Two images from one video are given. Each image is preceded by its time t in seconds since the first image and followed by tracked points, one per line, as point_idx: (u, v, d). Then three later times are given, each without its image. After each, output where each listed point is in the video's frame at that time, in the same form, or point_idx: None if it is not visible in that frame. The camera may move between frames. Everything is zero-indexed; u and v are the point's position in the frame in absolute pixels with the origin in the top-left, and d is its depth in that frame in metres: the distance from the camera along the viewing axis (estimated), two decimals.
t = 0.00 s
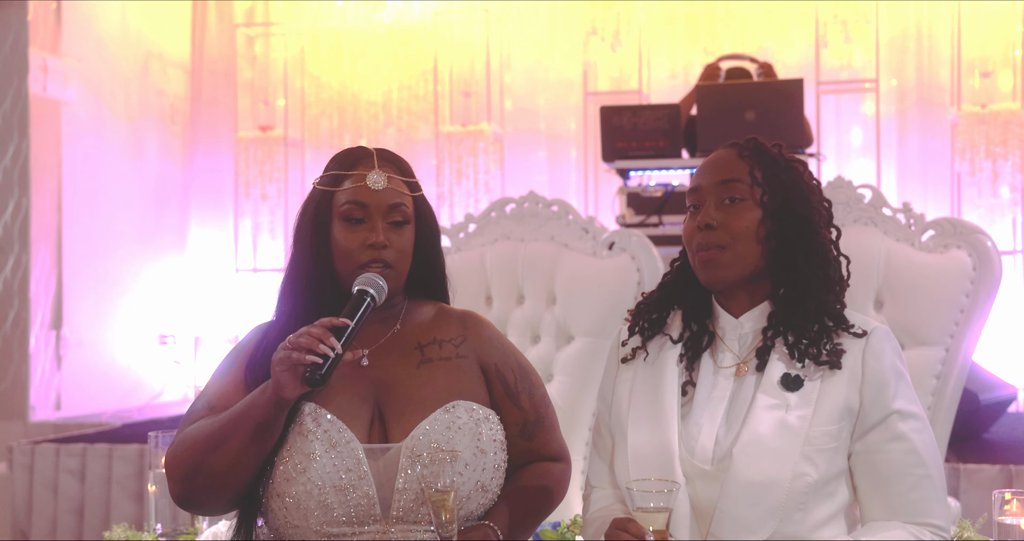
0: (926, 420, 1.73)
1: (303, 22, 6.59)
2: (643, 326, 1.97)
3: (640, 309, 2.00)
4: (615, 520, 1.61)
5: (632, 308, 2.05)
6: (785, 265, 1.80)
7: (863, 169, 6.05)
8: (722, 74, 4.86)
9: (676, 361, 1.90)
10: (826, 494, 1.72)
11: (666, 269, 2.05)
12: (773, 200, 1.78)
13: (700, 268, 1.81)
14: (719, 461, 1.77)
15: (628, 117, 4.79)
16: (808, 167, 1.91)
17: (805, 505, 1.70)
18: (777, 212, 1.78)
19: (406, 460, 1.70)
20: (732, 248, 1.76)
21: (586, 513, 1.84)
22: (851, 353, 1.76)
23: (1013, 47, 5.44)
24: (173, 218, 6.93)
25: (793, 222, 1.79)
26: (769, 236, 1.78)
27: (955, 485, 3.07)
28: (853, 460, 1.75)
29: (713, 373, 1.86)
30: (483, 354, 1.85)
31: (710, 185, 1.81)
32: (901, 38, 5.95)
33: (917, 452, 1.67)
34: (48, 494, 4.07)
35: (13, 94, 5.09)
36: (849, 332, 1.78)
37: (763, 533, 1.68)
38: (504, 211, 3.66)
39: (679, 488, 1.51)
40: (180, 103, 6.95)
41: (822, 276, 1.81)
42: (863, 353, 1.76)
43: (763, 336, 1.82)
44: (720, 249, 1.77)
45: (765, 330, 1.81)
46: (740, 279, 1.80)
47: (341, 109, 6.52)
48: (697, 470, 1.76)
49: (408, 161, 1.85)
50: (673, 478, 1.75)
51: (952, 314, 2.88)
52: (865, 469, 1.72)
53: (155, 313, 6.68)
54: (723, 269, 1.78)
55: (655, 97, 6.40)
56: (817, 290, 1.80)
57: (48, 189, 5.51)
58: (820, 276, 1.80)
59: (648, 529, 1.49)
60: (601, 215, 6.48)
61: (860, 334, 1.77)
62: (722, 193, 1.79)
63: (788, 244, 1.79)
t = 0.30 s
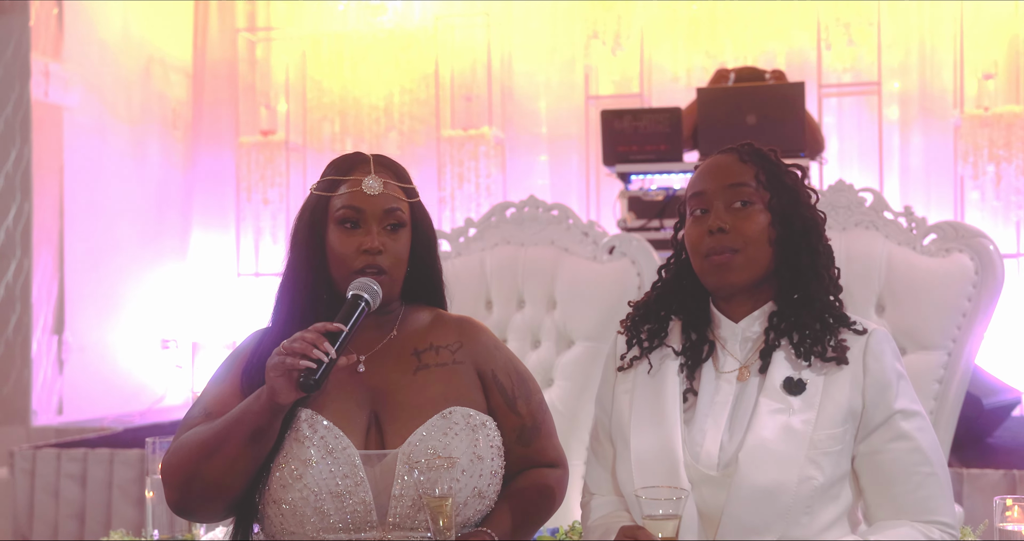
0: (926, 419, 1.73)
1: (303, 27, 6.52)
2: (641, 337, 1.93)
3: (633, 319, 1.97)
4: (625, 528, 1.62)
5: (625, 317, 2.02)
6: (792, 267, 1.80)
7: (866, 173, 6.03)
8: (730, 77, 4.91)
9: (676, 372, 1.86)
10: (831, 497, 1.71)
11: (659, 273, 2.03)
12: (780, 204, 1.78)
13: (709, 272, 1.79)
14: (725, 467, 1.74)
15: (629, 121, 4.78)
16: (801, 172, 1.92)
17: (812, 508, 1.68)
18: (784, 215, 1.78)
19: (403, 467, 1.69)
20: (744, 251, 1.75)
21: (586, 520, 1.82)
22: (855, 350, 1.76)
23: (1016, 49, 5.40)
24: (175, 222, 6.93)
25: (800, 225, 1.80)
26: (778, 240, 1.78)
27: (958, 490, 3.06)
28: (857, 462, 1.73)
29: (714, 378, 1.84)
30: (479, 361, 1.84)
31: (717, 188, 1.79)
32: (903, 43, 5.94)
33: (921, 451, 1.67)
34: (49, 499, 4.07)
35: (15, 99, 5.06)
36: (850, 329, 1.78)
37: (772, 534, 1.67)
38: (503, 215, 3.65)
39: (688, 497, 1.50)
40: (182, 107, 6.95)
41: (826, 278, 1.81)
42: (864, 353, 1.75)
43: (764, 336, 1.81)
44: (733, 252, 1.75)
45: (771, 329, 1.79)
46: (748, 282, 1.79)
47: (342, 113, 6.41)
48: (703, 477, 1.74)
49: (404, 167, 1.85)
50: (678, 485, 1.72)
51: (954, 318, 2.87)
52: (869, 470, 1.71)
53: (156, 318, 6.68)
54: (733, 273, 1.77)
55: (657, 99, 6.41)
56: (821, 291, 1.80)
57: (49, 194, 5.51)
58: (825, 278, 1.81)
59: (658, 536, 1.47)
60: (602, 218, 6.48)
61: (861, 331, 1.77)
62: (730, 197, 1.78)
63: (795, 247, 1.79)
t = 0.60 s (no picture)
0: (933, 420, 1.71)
1: (317, 29, 6.67)
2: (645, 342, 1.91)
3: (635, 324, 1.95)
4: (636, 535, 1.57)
5: (628, 321, 2.00)
6: (798, 269, 1.79)
7: (879, 174, 5.99)
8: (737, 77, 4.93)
9: (682, 376, 1.84)
10: (839, 500, 1.69)
11: (662, 274, 2.01)
12: (786, 205, 1.78)
13: (716, 276, 1.77)
14: (734, 471, 1.73)
15: (640, 121, 4.77)
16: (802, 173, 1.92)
17: (821, 509, 1.66)
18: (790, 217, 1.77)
19: (405, 469, 1.69)
20: (752, 254, 1.74)
21: (596, 527, 1.78)
22: (861, 348, 1.74)
23: None
24: (189, 223, 6.95)
25: (806, 227, 1.79)
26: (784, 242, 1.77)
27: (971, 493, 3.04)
28: (865, 463, 1.72)
29: (721, 381, 1.83)
30: (482, 364, 1.84)
31: (722, 191, 1.77)
32: (917, 42, 5.90)
33: (929, 451, 1.64)
34: (62, 499, 4.10)
35: (28, 104, 5.40)
36: (856, 329, 1.77)
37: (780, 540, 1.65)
38: (513, 216, 3.64)
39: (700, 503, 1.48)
40: (195, 108, 6.96)
41: (830, 280, 1.80)
42: (872, 353, 1.73)
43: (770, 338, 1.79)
44: (742, 255, 1.74)
45: (779, 331, 1.78)
46: (755, 285, 1.78)
47: (355, 115, 6.46)
48: (713, 481, 1.72)
49: (409, 168, 1.85)
50: (685, 489, 1.71)
51: (967, 320, 2.84)
52: (876, 473, 1.69)
53: (169, 319, 6.70)
54: (741, 276, 1.76)
55: (669, 100, 6.38)
56: (827, 292, 1.79)
57: (61, 196, 5.56)
58: (831, 280, 1.81)
59: None
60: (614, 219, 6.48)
61: (866, 330, 1.76)
62: (736, 200, 1.76)
63: (800, 250, 1.79)
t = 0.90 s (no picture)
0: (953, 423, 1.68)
1: (338, 29, 6.55)
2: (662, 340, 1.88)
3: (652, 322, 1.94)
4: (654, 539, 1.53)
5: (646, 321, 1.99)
6: (813, 271, 1.76)
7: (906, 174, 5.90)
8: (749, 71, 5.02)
9: (699, 375, 1.82)
10: (858, 503, 1.66)
11: (682, 273, 1.99)
12: (798, 208, 1.74)
13: (729, 281, 1.75)
14: (752, 473, 1.71)
15: (663, 120, 4.75)
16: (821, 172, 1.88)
17: (841, 511, 1.63)
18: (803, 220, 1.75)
19: (417, 470, 1.68)
20: (763, 259, 1.72)
21: (610, 528, 1.75)
22: (881, 350, 1.71)
23: None
24: (214, 224, 7.00)
25: (820, 230, 1.76)
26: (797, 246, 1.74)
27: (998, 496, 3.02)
28: (884, 467, 1.69)
29: (738, 383, 1.81)
30: (496, 364, 1.82)
31: (734, 194, 1.75)
32: (945, 42, 5.83)
33: (948, 455, 1.62)
34: (86, 498, 4.14)
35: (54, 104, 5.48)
36: (876, 332, 1.74)
37: None
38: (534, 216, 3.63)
39: (719, 505, 1.44)
40: (220, 109, 7.02)
41: (847, 283, 1.77)
42: (892, 355, 1.71)
43: (788, 340, 1.77)
44: (752, 260, 1.72)
45: (798, 332, 1.75)
46: (769, 290, 1.76)
47: (378, 115, 6.54)
48: (730, 482, 1.70)
49: (424, 168, 1.84)
50: (703, 489, 1.68)
51: (993, 321, 2.80)
52: (894, 476, 1.67)
53: (195, 319, 6.75)
54: (754, 281, 1.73)
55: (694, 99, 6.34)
56: (843, 296, 1.76)
57: (87, 197, 5.64)
58: (848, 282, 1.78)
59: None
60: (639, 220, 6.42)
61: (886, 332, 1.73)
62: (747, 203, 1.73)
63: (816, 252, 1.76)
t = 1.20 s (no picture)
0: (969, 420, 1.66)
1: (361, 24, 6.56)
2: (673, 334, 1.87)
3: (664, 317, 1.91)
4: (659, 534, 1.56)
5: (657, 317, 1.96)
6: (826, 268, 1.73)
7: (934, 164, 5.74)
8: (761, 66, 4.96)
9: (709, 370, 1.80)
10: (869, 501, 1.64)
11: (695, 266, 1.95)
12: (810, 203, 1.71)
13: (740, 277, 1.73)
14: (760, 472, 1.68)
15: (684, 114, 4.72)
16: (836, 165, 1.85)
17: (851, 510, 1.60)
18: (816, 216, 1.71)
19: (424, 464, 1.73)
20: (773, 256, 1.69)
21: (618, 524, 1.73)
22: (893, 347, 1.68)
23: None
24: (238, 220, 6.89)
25: (834, 226, 1.72)
26: (809, 241, 1.71)
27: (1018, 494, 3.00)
28: (896, 465, 1.67)
29: (749, 379, 1.78)
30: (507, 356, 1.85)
31: (743, 190, 1.72)
32: (972, 29, 5.65)
33: (963, 452, 1.60)
34: (110, 494, 4.19)
35: (78, 102, 5.58)
36: (888, 329, 1.70)
37: None
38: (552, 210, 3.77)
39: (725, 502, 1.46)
40: (244, 106, 6.94)
41: (859, 279, 1.73)
42: (906, 351, 1.67)
43: (799, 337, 1.75)
44: (762, 257, 1.69)
45: (809, 329, 1.73)
46: (781, 286, 1.73)
47: (401, 111, 6.51)
48: (738, 480, 1.68)
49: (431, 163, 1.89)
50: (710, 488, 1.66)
51: (1017, 315, 2.90)
52: (909, 473, 1.65)
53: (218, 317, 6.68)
54: (764, 277, 1.71)
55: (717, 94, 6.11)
56: (854, 292, 1.72)
57: (112, 195, 5.70)
58: (862, 278, 1.74)
59: None
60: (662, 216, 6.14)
61: (899, 330, 1.70)
62: (757, 199, 1.71)
63: (828, 247, 1.72)
